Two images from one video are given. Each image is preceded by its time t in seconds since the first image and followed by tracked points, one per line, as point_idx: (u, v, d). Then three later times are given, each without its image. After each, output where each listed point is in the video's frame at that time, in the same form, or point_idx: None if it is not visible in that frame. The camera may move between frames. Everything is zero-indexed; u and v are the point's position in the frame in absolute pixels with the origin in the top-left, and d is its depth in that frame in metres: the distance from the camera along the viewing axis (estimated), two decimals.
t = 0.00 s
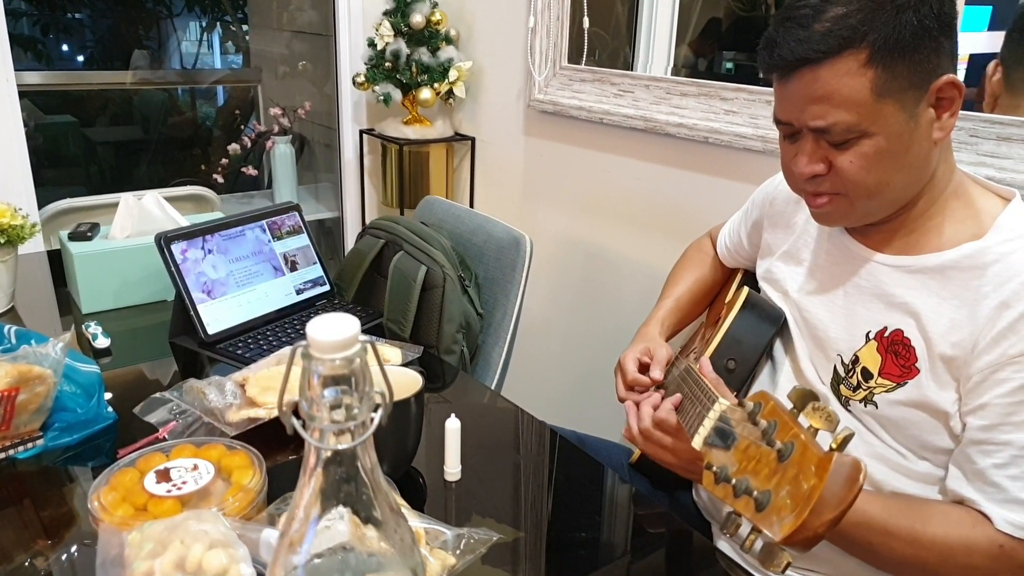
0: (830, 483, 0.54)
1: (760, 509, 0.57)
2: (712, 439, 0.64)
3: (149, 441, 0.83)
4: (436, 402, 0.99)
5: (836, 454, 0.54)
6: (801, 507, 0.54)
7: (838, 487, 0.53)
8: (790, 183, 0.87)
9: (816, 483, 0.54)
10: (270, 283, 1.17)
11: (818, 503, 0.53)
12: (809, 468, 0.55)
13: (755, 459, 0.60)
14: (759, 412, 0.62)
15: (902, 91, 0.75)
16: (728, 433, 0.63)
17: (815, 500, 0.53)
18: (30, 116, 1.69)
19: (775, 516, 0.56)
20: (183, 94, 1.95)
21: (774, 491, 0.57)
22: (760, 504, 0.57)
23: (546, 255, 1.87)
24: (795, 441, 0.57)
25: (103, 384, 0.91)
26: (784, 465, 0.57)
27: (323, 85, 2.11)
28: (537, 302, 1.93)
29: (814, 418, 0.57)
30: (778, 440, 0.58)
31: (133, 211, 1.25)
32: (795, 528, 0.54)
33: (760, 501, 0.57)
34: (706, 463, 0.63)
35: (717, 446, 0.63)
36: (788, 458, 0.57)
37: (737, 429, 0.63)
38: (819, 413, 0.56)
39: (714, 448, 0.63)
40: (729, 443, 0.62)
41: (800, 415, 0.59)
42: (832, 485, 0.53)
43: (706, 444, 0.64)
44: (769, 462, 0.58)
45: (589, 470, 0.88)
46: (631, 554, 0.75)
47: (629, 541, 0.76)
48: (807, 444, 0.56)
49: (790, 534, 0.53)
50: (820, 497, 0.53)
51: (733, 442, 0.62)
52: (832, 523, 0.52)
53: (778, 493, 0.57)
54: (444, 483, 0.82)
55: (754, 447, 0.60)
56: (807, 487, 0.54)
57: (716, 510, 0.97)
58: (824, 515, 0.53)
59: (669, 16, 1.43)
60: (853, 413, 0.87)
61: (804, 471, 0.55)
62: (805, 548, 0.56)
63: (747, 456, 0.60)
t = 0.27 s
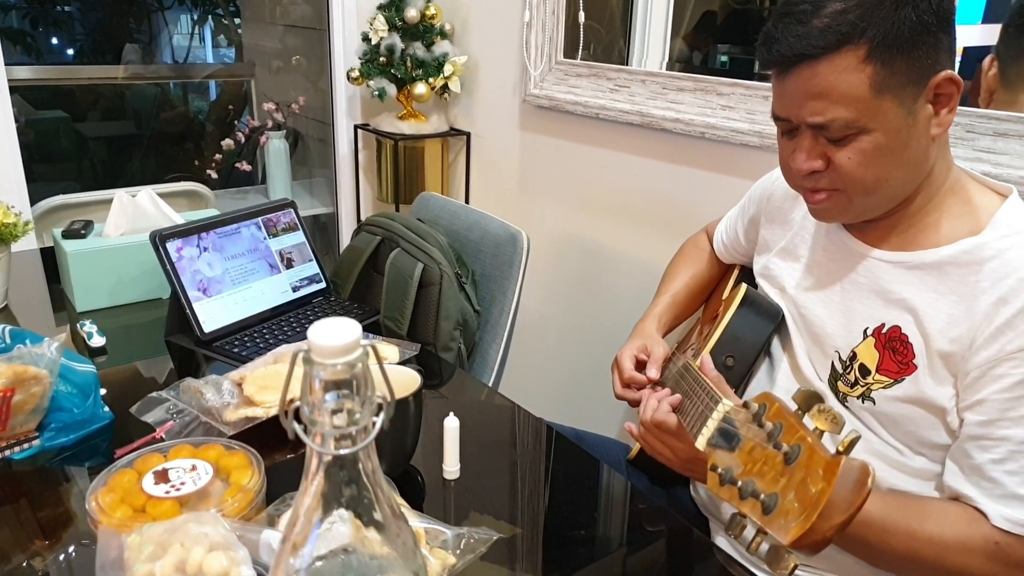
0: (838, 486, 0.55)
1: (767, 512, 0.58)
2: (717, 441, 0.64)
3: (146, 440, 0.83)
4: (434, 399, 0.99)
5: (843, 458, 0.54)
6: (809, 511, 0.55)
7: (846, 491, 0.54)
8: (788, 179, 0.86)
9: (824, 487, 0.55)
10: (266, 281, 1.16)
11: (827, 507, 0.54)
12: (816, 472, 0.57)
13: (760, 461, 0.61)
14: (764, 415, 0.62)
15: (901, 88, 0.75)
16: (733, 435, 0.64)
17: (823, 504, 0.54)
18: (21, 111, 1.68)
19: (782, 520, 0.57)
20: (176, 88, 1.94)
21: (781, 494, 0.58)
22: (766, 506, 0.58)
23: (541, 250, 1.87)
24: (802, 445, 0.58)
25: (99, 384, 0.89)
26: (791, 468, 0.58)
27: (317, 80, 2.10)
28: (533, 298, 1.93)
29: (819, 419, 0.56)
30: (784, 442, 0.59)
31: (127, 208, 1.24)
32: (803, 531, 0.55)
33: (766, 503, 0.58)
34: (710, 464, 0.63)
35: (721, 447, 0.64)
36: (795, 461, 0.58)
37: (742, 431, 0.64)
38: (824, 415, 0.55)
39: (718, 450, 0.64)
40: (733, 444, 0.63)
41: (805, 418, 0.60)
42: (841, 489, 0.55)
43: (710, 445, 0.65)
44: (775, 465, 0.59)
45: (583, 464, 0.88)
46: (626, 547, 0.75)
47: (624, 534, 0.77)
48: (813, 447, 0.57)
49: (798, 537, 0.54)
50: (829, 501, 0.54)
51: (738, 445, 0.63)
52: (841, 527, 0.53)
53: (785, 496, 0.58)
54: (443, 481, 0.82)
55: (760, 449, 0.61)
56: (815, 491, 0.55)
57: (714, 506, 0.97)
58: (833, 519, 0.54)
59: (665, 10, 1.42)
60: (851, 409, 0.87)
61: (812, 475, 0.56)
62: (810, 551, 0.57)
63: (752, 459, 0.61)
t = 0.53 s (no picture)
0: (837, 492, 0.55)
1: (767, 517, 0.58)
2: (715, 443, 0.64)
3: (143, 443, 0.83)
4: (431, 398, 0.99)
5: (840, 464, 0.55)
6: (809, 517, 0.55)
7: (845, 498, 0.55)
8: (784, 177, 0.87)
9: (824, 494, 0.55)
10: (262, 280, 1.16)
11: (826, 513, 0.55)
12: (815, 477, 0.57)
13: (759, 465, 0.61)
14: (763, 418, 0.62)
15: (896, 86, 0.75)
16: (731, 438, 0.63)
17: (823, 511, 0.54)
18: (10, 108, 1.66)
19: (782, 525, 0.57)
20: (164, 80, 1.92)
21: (780, 499, 0.58)
22: (766, 512, 0.58)
23: (536, 245, 1.87)
24: (801, 450, 0.58)
25: (95, 387, 0.89)
26: (790, 473, 0.58)
27: (309, 76, 2.09)
28: (528, 294, 1.93)
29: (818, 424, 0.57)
30: (784, 448, 0.59)
31: (120, 208, 1.23)
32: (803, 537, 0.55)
33: (766, 509, 0.58)
34: (710, 467, 0.63)
35: (720, 450, 0.64)
36: (794, 467, 0.58)
37: (740, 434, 0.63)
38: (823, 419, 0.56)
39: (717, 452, 0.63)
40: (731, 447, 0.63)
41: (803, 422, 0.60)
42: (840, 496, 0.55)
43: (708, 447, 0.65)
44: (774, 470, 0.60)
45: (578, 461, 0.89)
46: (621, 540, 0.76)
47: (618, 528, 0.78)
48: (813, 453, 0.57)
49: (798, 543, 0.55)
50: (829, 508, 0.55)
51: (737, 448, 0.63)
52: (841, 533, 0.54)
53: (784, 501, 0.58)
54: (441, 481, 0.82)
55: (759, 453, 0.61)
56: (815, 498, 0.56)
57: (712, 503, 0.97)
58: (833, 525, 0.55)
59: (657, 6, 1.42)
60: (847, 405, 0.88)
61: (811, 481, 0.56)
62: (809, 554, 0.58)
63: (751, 462, 0.61)
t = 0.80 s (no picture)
0: (831, 500, 0.56)
1: (762, 525, 0.59)
2: (711, 450, 0.65)
3: (137, 450, 0.83)
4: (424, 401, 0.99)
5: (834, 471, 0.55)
6: (803, 526, 0.56)
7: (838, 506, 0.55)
8: (776, 181, 0.87)
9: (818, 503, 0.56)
10: (254, 284, 1.15)
11: (821, 521, 0.55)
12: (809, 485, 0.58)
13: (754, 472, 0.61)
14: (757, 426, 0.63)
15: (887, 92, 0.76)
16: (726, 445, 0.64)
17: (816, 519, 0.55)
18: None
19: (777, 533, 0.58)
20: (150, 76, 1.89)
21: (775, 507, 0.59)
22: (761, 520, 0.59)
23: (528, 245, 1.87)
24: (794, 458, 0.58)
25: (88, 394, 0.88)
26: (784, 481, 0.59)
27: (299, 76, 2.09)
28: (519, 293, 1.93)
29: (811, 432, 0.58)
30: (777, 455, 0.60)
31: (110, 211, 1.22)
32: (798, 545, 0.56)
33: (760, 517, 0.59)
34: (705, 474, 0.64)
35: (716, 458, 0.64)
36: (788, 475, 0.58)
37: (735, 441, 0.64)
38: (816, 427, 0.57)
39: (713, 460, 0.64)
40: (726, 454, 0.64)
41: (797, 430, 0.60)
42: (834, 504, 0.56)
43: (703, 454, 0.66)
44: (769, 477, 0.60)
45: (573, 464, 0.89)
46: (613, 537, 0.77)
47: (610, 524, 0.79)
48: (807, 461, 0.58)
49: (793, 551, 0.56)
50: (822, 516, 0.55)
51: (732, 455, 0.63)
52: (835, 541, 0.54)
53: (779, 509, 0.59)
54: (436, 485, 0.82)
55: (753, 460, 0.62)
56: (808, 506, 0.56)
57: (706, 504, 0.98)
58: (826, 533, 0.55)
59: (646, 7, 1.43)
60: (839, 406, 0.89)
61: (805, 489, 0.57)
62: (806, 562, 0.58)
63: (746, 470, 0.62)
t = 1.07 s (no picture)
0: (826, 495, 0.57)
1: (758, 520, 0.60)
2: (708, 448, 0.67)
3: (139, 454, 0.84)
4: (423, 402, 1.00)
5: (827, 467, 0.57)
6: (798, 520, 0.57)
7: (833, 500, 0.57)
8: (769, 179, 0.89)
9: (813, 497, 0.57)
10: (250, 287, 1.16)
11: (816, 516, 0.57)
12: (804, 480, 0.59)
13: (749, 469, 0.63)
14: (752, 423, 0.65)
15: (878, 91, 0.78)
16: (721, 442, 0.66)
17: (811, 513, 0.56)
18: None
19: (773, 528, 0.59)
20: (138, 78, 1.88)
21: (770, 503, 0.60)
22: (757, 515, 0.60)
23: (520, 243, 1.88)
24: (789, 454, 0.60)
25: (88, 400, 0.89)
26: (779, 477, 0.60)
27: (289, 76, 2.09)
28: (512, 291, 1.94)
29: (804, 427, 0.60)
30: (773, 452, 0.62)
31: (106, 216, 1.22)
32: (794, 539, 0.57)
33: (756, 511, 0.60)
34: (702, 471, 0.66)
35: (712, 454, 0.66)
36: (783, 470, 0.60)
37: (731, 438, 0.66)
38: (811, 424, 0.60)
39: (710, 457, 0.66)
40: (722, 451, 0.66)
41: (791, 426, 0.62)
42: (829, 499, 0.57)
43: (699, 451, 0.68)
44: (764, 473, 0.62)
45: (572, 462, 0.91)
46: (607, 530, 0.79)
47: (605, 517, 0.81)
48: (801, 457, 0.60)
49: (789, 545, 0.57)
50: (817, 511, 0.57)
51: (729, 452, 0.65)
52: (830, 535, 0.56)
53: (774, 504, 0.60)
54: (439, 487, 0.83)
55: (749, 457, 0.63)
56: (804, 501, 0.58)
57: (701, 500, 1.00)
58: (822, 527, 0.56)
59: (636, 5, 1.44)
60: (834, 403, 0.91)
61: (800, 485, 0.58)
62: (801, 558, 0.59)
63: (742, 466, 0.64)
